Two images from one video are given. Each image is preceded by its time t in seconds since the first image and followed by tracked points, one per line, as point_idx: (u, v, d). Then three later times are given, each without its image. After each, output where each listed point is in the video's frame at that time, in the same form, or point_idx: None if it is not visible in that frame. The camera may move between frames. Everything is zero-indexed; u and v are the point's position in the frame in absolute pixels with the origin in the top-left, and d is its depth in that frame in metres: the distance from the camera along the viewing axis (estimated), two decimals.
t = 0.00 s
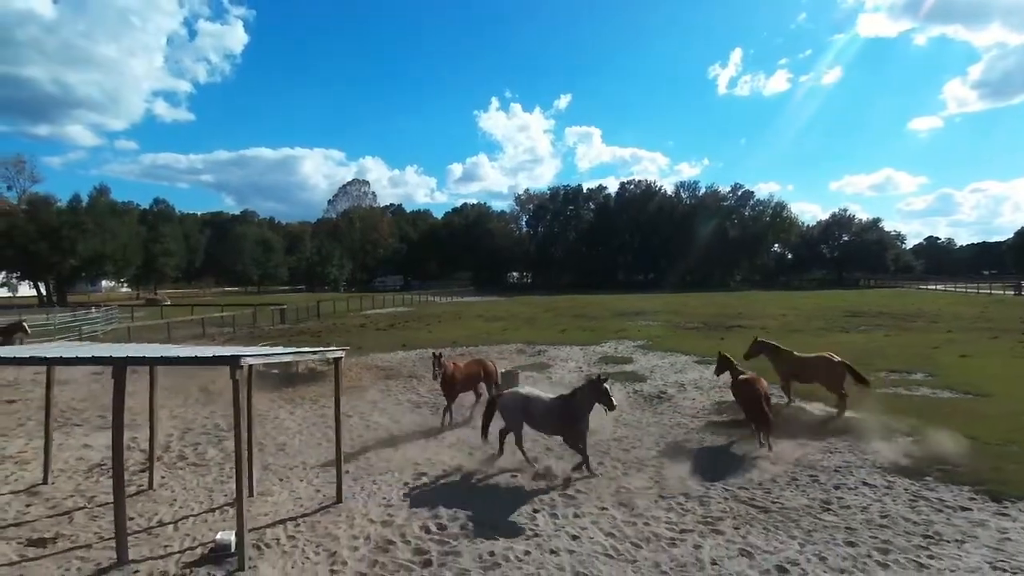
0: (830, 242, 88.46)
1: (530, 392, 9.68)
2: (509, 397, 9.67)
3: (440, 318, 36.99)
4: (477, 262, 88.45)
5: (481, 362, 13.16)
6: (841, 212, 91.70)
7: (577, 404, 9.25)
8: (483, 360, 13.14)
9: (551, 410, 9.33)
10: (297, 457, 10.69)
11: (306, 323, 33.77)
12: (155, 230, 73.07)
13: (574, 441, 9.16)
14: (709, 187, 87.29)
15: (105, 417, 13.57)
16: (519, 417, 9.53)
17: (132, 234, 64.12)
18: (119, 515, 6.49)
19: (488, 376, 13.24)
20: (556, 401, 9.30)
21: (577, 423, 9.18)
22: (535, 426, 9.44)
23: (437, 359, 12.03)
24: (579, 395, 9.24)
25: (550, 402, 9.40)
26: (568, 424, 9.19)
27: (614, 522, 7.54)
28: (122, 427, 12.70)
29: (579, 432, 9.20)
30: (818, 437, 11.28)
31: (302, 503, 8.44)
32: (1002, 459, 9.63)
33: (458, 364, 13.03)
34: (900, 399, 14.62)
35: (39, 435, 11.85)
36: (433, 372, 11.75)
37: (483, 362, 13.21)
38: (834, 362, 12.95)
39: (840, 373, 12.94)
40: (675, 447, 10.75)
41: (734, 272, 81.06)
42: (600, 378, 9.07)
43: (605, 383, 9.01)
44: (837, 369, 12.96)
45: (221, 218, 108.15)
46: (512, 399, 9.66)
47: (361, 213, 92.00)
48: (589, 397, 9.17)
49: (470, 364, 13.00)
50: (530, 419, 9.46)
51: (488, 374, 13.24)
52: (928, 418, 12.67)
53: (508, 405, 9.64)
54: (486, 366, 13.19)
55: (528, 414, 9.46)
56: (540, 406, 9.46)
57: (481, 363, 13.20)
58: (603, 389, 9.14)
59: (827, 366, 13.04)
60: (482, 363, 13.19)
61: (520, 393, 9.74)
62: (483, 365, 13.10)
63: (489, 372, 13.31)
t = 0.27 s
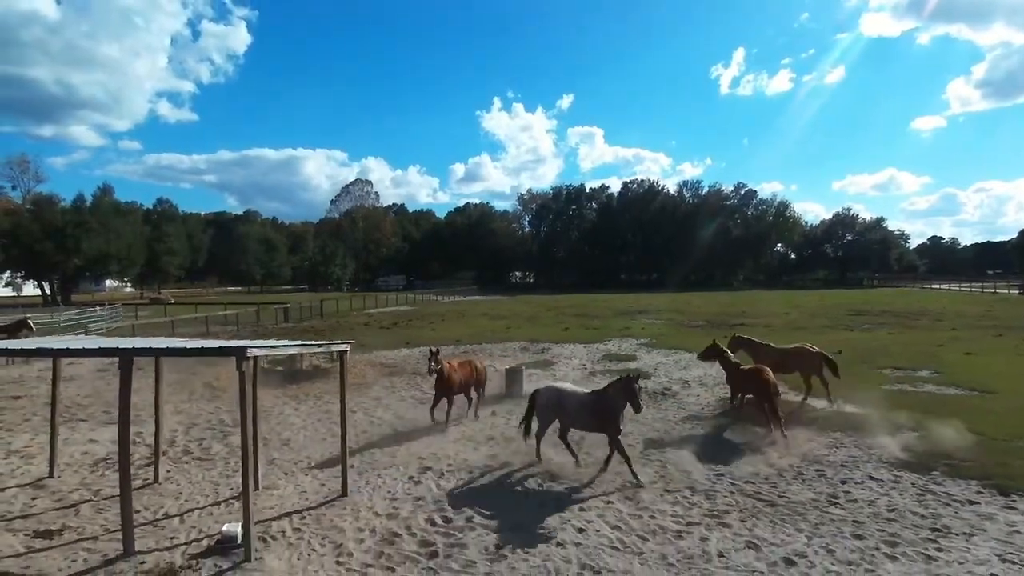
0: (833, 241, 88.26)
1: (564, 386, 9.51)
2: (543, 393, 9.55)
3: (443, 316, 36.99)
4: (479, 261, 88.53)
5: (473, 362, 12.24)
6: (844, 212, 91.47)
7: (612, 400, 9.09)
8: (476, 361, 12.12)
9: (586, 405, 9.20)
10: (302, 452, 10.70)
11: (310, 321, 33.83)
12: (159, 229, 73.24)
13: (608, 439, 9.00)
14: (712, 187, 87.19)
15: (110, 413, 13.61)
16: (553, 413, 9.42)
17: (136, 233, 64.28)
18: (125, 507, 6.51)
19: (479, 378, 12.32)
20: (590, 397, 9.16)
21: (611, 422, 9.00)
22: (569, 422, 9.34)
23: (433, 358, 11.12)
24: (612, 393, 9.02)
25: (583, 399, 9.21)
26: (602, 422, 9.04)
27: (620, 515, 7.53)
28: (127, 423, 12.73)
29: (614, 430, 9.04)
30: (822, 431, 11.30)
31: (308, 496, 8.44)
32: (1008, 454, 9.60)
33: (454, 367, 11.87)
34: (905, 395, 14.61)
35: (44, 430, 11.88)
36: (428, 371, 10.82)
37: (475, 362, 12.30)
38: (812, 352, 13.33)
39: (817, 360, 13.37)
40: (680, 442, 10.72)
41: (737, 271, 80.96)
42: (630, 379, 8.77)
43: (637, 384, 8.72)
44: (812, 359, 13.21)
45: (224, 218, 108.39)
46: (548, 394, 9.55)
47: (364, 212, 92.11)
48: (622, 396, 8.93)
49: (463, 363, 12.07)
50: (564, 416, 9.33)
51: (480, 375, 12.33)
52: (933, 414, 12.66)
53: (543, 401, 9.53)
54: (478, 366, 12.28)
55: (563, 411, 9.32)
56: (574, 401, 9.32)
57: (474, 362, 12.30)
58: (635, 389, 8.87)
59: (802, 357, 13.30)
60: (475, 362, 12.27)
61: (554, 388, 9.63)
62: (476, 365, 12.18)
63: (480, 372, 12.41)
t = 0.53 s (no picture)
0: (837, 241, 88.07)
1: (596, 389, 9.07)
2: (574, 395, 9.16)
3: (445, 315, 37.03)
4: (482, 260, 88.85)
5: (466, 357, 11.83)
6: (847, 211, 91.27)
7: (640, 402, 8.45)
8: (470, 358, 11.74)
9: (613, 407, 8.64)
10: (306, 448, 10.70)
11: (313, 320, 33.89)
12: (162, 229, 73.39)
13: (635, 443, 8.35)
14: (715, 186, 87.11)
15: (114, 410, 13.63)
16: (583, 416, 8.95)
17: (140, 233, 64.42)
18: (130, 501, 6.51)
19: (472, 375, 11.92)
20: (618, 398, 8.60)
21: (637, 426, 8.37)
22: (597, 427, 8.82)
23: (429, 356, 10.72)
24: (637, 394, 8.42)
25: (611, 401, 8.68)
26: (628, 426, 8.42)
27: (625, 511, 7.51)
28: (131, 420, 12.74)
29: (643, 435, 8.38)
30: (826, 428, 11.29)
31: (311, 491, 8.44)
32: (1015, 450, 9.55)
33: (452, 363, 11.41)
34: (910, 393, 14.58)
35: (48, 427, 11.90)
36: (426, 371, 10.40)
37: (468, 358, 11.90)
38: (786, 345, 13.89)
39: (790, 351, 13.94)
40: (684, 438, 10.71)
41: (740, 271, 80.87)
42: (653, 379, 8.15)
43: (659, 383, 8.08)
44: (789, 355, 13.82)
45: (227, 217, 108.63)
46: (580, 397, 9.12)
47: (366, 212, 92.21)
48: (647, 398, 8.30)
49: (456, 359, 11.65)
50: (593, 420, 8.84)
51: (473, 372, 11.92)
52: (938, 411, 12.62)
53: (574, 404, 9.12)
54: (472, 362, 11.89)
55: (593, 414, 8.82)
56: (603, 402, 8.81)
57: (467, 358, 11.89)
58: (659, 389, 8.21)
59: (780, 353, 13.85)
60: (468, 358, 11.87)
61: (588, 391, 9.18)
62: (468, 360, 11.76)
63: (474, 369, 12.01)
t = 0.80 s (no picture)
0: (839, 240, 87.98)
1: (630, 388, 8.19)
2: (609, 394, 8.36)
3: (448, 314, 37.04)
4: (484, 260, 88.72)
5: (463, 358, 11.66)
6: (850, 211, 91.15)
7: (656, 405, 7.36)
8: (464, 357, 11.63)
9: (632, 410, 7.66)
10: (308, 445, 10.69)
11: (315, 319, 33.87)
12: (165, 228, 73.52)
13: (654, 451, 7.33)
14: (717, 185, 87.04)
15: (116, 407, 13.59)
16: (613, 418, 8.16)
17: (143, 232, 64.50)
18: (131, 497, 6.48)
19: (470, 376, 11.72)
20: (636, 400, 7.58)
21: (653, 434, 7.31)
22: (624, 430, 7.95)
23: (427, 359, 10.57)
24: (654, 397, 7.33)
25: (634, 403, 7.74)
26: (644, 433, 7.40)
27: (629, 508, 7.47)
28: (133, 417, 12.73)
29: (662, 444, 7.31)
30: (830, 426, 11.26)
31: (313, 489, 8.41)
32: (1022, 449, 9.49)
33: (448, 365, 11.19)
34: (915, 391, 14.52)
35: (50, 425, 11.89)
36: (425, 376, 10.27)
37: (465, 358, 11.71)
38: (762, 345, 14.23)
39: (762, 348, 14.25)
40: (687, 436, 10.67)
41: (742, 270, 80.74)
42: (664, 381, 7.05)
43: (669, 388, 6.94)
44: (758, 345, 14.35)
45: (230, 217, 108.80)
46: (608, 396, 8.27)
47: (368, 211, 92.33)
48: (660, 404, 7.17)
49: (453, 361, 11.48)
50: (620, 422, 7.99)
51: (471, 373, 11.74)
52: (944, 409, 12.55)
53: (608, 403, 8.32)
54: (469, 364, 11.70)
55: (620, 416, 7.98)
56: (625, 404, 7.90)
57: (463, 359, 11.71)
58: (673, 395, 7.05)
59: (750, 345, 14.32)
60: (465, 359, 11.68)
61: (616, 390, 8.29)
62: (465, 362, 11.59)
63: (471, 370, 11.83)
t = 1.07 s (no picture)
0: (842, 240, 87.80)
1: (642, 386, 7.69)
2: (620, 393, 7.85)
3: (450, 314, 36.98)
4: (486, 260, 88.64)
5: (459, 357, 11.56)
6: (853, 210, 90.98)
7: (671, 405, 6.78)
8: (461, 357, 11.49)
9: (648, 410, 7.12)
10: (308, 444, 10.60)
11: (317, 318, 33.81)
12: (167, 227, 73.55)
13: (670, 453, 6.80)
14: (719, 185, 86.93)
15: (115, 407, 13.53)
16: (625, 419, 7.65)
17: (145, 232, 64.50)
18: (128, 496, 6.40)
19: (467, 375, 11.60)
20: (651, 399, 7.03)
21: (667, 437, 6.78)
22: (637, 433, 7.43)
23: (424, 356, 10.45)
24: (667, 398, 6.79)
25: (646, 403, 7.21)
26: (659, 435, 6.87)
27: (632, 508, 7.38)
28: (132, 416, 12.65)
29: (676, 448, 6.78)
30: (833, 425, 11.17)
31: (313, 488, 8.31)
32: None
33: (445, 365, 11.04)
34: (920, 391, 14.39)
35: (49, 424, 11.81)
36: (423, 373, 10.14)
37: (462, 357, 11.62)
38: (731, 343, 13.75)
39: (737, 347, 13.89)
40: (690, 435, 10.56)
41: (745, 270, 80.67)
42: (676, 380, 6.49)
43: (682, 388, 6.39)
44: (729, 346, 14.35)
45: (232, 217, 108.92)
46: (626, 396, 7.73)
47: (370, 211, 92.39)
48: (674, 404, 6.63)
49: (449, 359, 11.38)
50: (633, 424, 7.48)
51: (467, 372, 11.62)
52: (951, 409, 12.42)
53: (620, 403, 7.81)
54: (466, 362, 11.59)
55: (632, 416, 7.47)
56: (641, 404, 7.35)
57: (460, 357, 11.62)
58: (686, 396, 6.49)
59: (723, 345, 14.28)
60: (462, 357, 11.59)
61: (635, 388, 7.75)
62: (462, 360, 11.48)
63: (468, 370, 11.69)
